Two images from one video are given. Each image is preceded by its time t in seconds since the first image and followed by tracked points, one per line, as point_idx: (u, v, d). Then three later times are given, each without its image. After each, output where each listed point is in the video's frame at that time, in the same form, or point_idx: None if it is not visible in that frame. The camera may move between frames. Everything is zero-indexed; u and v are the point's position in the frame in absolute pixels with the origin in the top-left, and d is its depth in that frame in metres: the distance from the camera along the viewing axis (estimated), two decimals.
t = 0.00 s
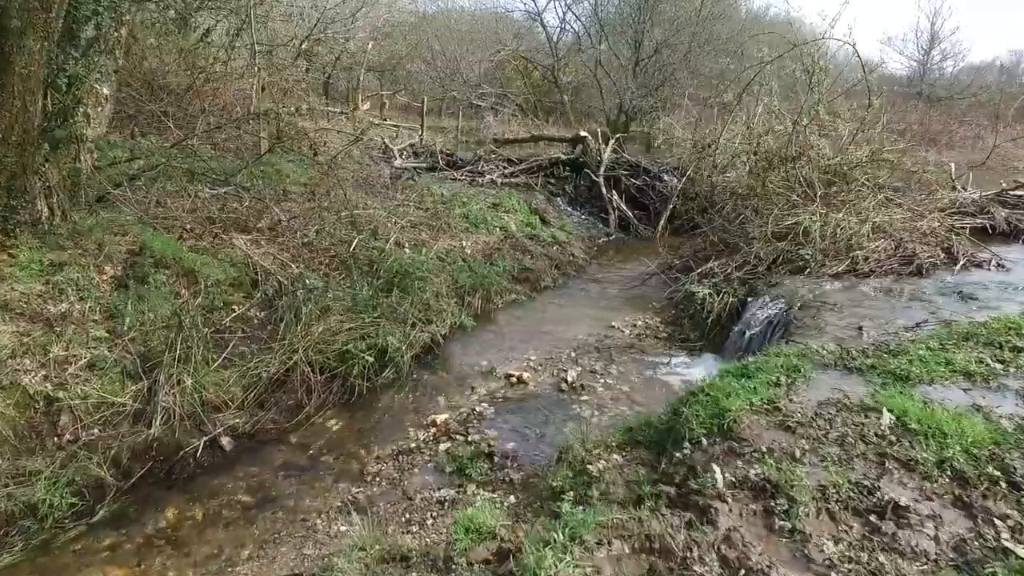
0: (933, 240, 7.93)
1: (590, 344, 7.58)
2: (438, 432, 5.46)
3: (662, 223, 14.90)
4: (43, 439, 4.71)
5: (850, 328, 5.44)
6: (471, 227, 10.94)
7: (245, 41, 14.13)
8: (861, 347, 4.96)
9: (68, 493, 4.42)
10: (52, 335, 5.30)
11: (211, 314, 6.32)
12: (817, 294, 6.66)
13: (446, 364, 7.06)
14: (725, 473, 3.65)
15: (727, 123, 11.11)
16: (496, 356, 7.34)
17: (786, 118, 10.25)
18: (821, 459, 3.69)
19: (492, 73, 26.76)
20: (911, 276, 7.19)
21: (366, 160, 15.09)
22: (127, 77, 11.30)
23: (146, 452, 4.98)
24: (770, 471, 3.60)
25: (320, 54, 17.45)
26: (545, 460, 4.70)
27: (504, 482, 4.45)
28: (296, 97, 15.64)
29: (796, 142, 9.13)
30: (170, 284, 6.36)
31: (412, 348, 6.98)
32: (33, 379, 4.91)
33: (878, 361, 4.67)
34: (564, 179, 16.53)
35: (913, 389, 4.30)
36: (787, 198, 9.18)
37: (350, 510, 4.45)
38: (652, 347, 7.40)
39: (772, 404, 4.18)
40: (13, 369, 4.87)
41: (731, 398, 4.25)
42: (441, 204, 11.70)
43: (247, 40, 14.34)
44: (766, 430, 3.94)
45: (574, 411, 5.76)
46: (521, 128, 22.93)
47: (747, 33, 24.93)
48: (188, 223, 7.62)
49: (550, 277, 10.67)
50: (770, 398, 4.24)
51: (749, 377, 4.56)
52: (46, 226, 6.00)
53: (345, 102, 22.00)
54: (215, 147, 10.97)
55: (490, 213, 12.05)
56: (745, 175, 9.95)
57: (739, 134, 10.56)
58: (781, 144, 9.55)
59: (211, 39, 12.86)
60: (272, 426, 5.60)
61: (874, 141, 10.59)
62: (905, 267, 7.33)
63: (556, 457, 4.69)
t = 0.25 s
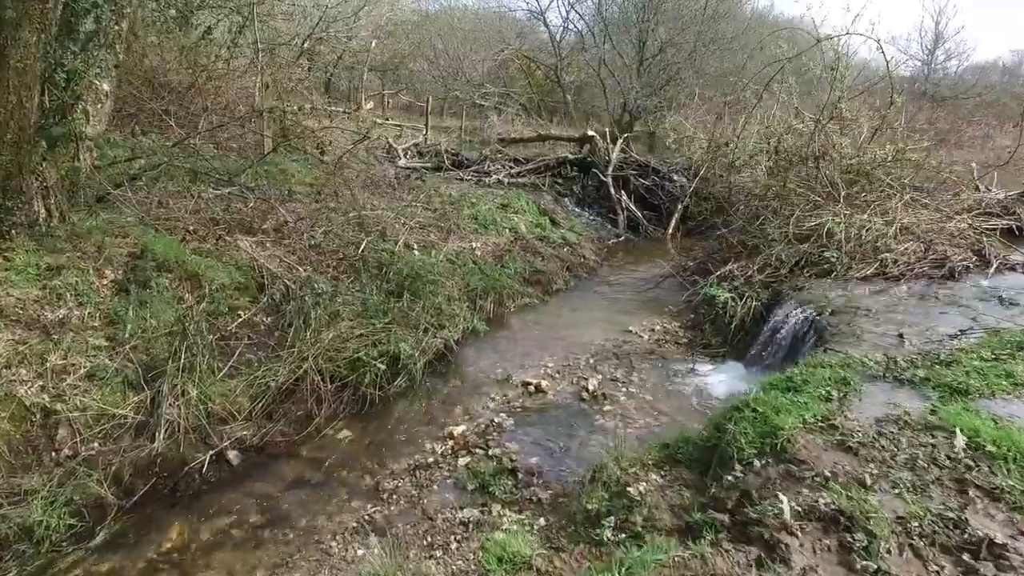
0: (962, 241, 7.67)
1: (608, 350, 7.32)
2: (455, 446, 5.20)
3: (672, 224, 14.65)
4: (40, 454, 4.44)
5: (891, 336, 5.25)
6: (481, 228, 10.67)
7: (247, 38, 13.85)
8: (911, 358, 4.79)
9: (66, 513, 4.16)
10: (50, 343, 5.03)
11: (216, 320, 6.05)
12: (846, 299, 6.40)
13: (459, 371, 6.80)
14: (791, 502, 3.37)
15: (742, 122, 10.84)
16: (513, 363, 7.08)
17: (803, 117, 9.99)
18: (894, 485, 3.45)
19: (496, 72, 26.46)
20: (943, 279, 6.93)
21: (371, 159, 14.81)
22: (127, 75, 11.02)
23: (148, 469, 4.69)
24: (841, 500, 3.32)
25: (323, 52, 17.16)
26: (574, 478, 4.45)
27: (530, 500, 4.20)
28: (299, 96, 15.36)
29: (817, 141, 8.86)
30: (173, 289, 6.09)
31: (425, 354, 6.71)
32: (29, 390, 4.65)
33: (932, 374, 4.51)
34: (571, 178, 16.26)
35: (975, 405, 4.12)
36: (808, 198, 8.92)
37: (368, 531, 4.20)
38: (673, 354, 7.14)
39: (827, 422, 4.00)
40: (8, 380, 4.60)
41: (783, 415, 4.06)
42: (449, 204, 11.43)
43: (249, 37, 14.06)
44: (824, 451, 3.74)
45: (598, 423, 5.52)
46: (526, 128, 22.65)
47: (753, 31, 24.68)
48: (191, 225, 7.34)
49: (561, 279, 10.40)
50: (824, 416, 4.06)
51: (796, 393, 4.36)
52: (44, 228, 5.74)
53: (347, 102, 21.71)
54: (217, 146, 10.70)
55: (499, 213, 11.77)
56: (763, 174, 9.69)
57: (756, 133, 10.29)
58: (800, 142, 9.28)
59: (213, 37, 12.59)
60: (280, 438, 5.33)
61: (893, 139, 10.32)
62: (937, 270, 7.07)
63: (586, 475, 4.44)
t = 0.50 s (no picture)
0: (1002, 243, 7.42)
1: (638, 356, 7.06)
2: (489, 459, 4.94)
3: (688, 224, 14.38)
4: (53, 471, 4.17)
5: (949, 344, 5.07)
6: (497, 229, 10.40)
7: (254, 36, 13.57)
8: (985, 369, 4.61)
9: (83, 536, 3.90)
10: (63, 351, 4.76)
11: (234, 325, 5.78)
12: (886, 304, 6.09)
13: (485, 379, 6.54)
14: (901, 536, 3.11)
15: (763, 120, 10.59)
16: (541, 369, 6.83)
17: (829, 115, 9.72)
18: (1011, 516, 3.21)
19: (501, 71, 26.19)
20: (987, 283, 6.70)
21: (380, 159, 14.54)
22: (133, 72, 10.73)
23: (168, 486, 4.44)
24: (957, 535, 3.07)
25: (329, 50, 16.88)
26: (629, 499, 4.20)
27: (581, 523, 4.00)
28: (306, 94, 15.09)
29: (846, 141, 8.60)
30: (189, 293, 5.83)
31: (450, 361, 6.45)
32: (41, 402, 4.39)
33: (1012, 387, 4.35)
34: (583, 178, 15.99)
35: None
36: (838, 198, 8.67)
37: (406, 555, 3.95)
38: (705, 361, 6.89)
39: (915, 442, 3.81)
40: (19, 392, 4.34)
41: (867, 433, 3.85)
42: (463, 204, 11.16)
43: (255, 35, 13.78)
44: (917, 475, 3.55)
45: (637, 434, 5.28)
46: (533, 127, 22.38)
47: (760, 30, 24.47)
48: (204, 227, 7.08)
49: (581, 281, 10.14)
50: (910, 434, 3.87)
51: (872, 408, 4.13)
52: (55, 229, 5.45)
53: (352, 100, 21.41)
54: (226, 145, 10.41)
55: (514, 214, 11.50)
56: (788, 174, 9.43)
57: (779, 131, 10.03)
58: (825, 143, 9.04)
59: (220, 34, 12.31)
60: (304, 452, 5.07)
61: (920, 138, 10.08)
62: (979, 273, 6.83)
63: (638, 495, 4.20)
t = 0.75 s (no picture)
0: None
1: (673, 362, 6.81)
2: (532, 474, 4.71)
3: (706, 224, 14.12)
4: (77, 488, 3.96)
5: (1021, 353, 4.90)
6: (517, 230, 10.15)
7: (264, 33, 13.31)
8: None
9: (112, 560, 3.71)
10: (84, 360, 4.51)
11: (259, 331, 5.54)
12: (945, 308, 5.91)
13: (518, 386, 6.29)
14: None
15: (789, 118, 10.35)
16: (574, 376, 6.58)
17: (859, 114, 9.47)
18: None
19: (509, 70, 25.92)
20: None
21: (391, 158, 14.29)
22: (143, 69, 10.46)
23: (198, 504, 4.24)
24: None
25: (338, 48, 16.62)
26: (697, 523, 3.96)
27: (645, 546, 3.78)
28: (316, 93, 14.83)
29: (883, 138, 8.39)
30: (211, 298, 5.56)
31: (481, 368, 6.20)
32: (63, 415, 4.15)
33: None
34: (597, 178, 15.74)
35: None
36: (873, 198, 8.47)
37: None
38: (744, 367, 6.65)
39: None
40: (40, 404, 4.10)
41: (972, 453, 3.61)
42: (481, 204, 10.91)
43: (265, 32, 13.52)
44: None
45: (684, 446, 5.05)
46: (542, 126, 22.11)
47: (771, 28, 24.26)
48: (223, 228, 6.83)
49: (604, 283, 9.89)
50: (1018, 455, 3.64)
51: (968, 425, 3.90)
52: (72, 231, 5.18)
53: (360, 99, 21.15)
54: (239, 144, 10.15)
55: (532, 214, 11.25)
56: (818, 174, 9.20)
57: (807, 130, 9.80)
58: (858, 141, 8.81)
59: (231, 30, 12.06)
60: (337, 466, 4.83)
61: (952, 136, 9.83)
62: None
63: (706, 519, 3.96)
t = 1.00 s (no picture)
0: None
1: (711, 366, 6.58)
2: (579, 485, 4.47)
3: (723, 224, 13.88)
4: (104, 503, 3.72)
5: None
6: (538, 230, 9.90)
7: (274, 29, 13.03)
8: None
9: None
10: (107, 365, 4.26)
11: (286, 334, 5.30)
12: (1004, 310, 5.69)
13: (553, 390, 6.05)
14: None
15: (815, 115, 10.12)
16: (609, 381, 6.34)
17: (891, 110, 9.24)
18: None
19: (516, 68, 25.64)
20: None
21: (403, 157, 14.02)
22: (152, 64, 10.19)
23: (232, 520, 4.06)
24: None
25: (347, 44, 16.34)
26: (769, 541, 3.74)
27: (716, 566, 3.54)
28: (325, 90, 14.55)
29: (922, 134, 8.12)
30: (236, 299, 5.29)
31: (515, 372, 5.96)
32: (87, 424, 3.90)
33: None
34: (611, 177, 15.50)
35: None
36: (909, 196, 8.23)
37: None
38: (786, 371, 6.41)
39: None
40: (63, 413, 3.84)
41: None
42: (499, 202, 10.65)
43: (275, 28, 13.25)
44: None
45: (736, 455, 4.83)
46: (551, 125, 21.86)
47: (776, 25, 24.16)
48: (243, 227, 6.58)
49: (627, 284, 9.65)
50: None
51: None
52: (92, 230, 4.92)
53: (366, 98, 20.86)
54: (251, 142, 9.88)
55: (551, 213, 11.01)
56: (849, 172, 8.97)
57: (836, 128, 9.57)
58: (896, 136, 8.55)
59: (240, 26, 11.79)
60: (373, 477, 4.60)
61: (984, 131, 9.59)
62: None
63: (786, 536, 3.75)
